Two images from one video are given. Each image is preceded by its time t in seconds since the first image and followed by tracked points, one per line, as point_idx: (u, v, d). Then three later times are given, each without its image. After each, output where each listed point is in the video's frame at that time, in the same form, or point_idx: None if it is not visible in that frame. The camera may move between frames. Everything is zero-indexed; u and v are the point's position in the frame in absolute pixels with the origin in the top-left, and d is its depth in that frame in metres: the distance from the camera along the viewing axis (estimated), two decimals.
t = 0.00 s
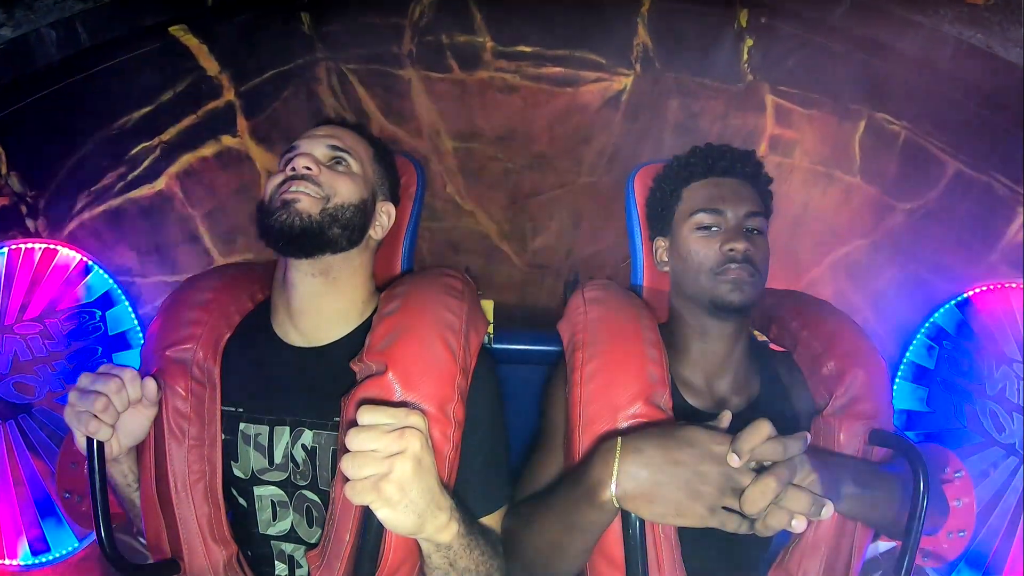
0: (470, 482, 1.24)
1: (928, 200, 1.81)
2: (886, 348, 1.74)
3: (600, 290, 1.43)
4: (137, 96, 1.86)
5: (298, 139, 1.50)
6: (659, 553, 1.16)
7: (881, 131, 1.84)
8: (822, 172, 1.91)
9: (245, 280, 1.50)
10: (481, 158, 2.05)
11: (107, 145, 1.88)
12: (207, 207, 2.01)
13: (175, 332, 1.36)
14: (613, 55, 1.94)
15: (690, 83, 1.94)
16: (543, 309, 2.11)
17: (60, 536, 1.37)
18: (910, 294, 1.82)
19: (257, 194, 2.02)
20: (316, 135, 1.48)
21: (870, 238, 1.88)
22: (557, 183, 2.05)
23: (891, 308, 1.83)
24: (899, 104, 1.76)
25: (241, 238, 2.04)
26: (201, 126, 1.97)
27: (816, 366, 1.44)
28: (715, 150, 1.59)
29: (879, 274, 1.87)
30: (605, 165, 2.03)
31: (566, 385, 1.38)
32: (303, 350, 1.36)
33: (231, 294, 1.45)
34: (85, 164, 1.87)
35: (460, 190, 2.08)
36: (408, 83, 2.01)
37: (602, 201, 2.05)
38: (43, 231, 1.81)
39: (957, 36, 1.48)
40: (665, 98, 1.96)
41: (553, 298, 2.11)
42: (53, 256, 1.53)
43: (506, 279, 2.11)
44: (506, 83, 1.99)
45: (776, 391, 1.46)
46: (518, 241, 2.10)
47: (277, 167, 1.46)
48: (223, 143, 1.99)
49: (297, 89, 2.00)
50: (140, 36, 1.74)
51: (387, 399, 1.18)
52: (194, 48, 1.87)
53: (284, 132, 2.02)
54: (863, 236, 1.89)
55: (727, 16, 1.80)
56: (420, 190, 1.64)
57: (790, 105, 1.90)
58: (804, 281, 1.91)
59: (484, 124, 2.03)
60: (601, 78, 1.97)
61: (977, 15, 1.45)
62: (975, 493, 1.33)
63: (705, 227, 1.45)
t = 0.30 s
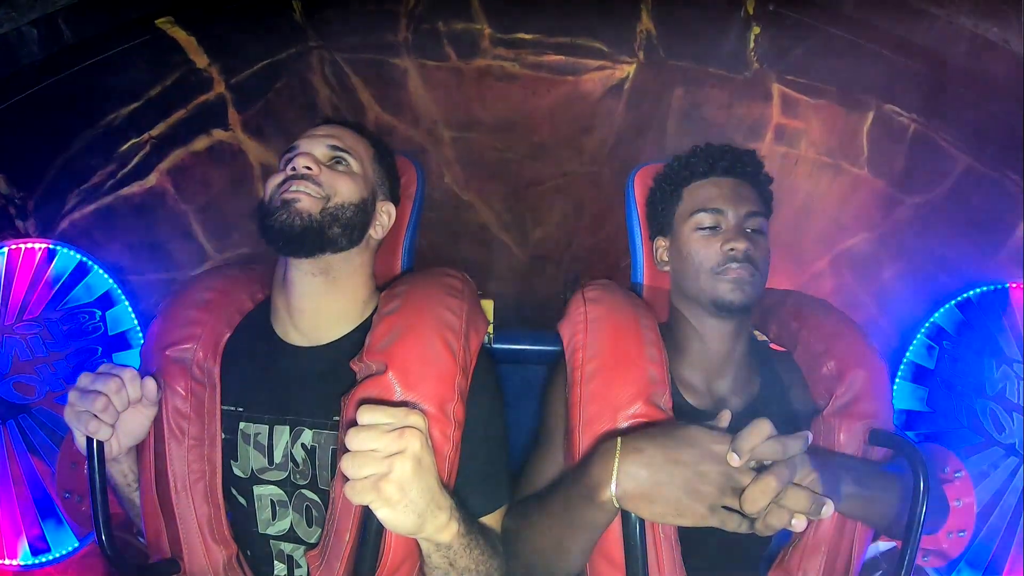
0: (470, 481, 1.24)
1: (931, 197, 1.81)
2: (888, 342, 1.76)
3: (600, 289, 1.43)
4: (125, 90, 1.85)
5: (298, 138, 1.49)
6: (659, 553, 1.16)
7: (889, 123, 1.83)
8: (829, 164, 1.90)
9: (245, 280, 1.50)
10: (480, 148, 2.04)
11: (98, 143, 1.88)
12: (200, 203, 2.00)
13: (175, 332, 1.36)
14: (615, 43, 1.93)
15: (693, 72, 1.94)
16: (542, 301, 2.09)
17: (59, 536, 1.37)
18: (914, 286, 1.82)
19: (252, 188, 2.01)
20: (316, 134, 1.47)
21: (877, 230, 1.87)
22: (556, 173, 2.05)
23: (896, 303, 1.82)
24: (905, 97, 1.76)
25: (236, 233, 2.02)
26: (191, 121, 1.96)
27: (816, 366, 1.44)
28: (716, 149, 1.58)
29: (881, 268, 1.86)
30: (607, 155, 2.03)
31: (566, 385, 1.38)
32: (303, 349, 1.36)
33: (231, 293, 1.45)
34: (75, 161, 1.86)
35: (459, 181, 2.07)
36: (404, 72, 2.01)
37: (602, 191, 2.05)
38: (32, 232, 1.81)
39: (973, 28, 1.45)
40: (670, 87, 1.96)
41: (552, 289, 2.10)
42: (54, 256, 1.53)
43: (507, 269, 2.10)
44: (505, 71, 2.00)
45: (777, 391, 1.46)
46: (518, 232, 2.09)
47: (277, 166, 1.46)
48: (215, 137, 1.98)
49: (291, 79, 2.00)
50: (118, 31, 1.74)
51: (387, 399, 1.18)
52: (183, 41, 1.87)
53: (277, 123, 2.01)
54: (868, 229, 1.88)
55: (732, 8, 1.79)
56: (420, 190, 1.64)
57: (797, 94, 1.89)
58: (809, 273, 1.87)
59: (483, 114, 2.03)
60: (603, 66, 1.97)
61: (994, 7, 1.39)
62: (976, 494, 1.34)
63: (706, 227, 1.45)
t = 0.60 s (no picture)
0: (469, 482, 1.24)
1: (932, 196, 1.80)
2: (889, 338, 1.73)
3: (601, 289, 1.43)
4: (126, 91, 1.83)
5: (298, 138, 1.49)
6: (659, 553, 1.16)
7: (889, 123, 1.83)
8: (827, 163, 1.90)
9: (245, 280, 1.50)
10: (480, 148, 2.04)
11: (97, 142, 1.85)
12: (198, 202, 2.00)
13: (175, 332, 1.37)
14: (616, 42, 1.94)
15: (692, 71, 1.94)
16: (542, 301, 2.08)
17: (60, 535, 1.38)
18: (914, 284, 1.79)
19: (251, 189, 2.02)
20: (317, 134, 1.47)
21: (875, 230, 1.87)
22: (556, 173, 2.04)
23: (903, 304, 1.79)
24: (903, 96, 1.76)
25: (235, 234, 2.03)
26: (190, 122, 1.95)
27: (816, 366, 1.44)
28: (717, 149, 1.58)
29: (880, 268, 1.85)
30: (606, 154, 2.03)
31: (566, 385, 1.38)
32: (302, 349, 1.36)
33: (231, 293, 1.45)
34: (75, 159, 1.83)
35: (459, 181, 2.07)
36: (404, 72, 2.01)
37: (602, 192, 2.05)
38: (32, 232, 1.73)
39: (973, 27, 1.52)
40: (670, 86, 1.96)
41: (553, 289, 2.09)
42: (53, 256, 1.52)
43: (506, 271, 2.10)
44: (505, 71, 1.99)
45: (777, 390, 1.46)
46: (518, 232, 2.09)
47: (278, 166, 1.46)
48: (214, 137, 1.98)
49: (291, 79, 2.01)
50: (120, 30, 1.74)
51: (387, 399, 1.17)
52: (184, 43, 1.87)
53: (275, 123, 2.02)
54: (869, 228, 1.88)
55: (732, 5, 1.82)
56: (420, 191, 1.64)
57: (795, 92, 1.89)
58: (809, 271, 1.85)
59: (483, 113, 2.02)
60: (603, 66, 1.97)
61: (995, 7, 1.47)
62: (976, 493, 1.35)
63: (706, 226, 1.45)
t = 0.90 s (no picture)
0: (469, 482, 1.24)
1: (925, 201, 1.80)
2: (889, 344, 1.75)
3: (601, 290, 1.43)
4: (135, 96, 1.80)
5: (298, 139, 1.50)
6: (659, 552, 1.16)
7: (881, 129, 1.81)
8: (822, 171, 1.89)
9: (245, 281, 1.50)
10: (480, 156, 2.03)
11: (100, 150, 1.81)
12: (205, 206, 1.97)
13: (176, 332, 1.37)
14: (612, 51, 1.92)
15: (688, 81, 1.92)
16: (543, 309, 2.11)
17: (60, 534, 1.38)
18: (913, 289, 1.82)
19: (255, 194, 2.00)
20: (316, 135, 1.48)
21: (868, 236, 1.87)
22: (556, 180, 2.04)
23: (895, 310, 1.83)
24: (900, 103, 1.75)
25: (240, 240, 2.01)
26: (197, 128, 1.92)
27: (816, 366, 1.44)
28: (716, 149, 1.59)
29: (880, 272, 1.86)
30: (605, 163, 2.02)
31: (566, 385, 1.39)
32: (303, 350, 1.36)
33: (231, 293, 1.45)
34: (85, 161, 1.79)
35: (459, 189, 2.07)
36: (406, 81, 1.99)
37: (601, 199, 2.04)
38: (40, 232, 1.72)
39: (960, 32, 1.54)
40: (666, 97, 1.95)
41: (551, 295, 2.11)
42: (54, 256, 1.53)
43: (506, 277, 2.11)
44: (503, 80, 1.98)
45: (779, 391, 1.46)
46: (517, 239, 2.10)
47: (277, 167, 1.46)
48: (220, 143, 1.96)
49: (296, 88, 1.99)
50: (136, 35, 1.73)
51: (387, 399, 1.17)
52: (191, 49, 1.84)
53: (280, 132, 2.00)
54: (863, 234, 1.87)
55: (725, 17, 1.81)
56: (420, 191, 1.63)
57: (787, 103, 1.88)
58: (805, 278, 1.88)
59: (483, 121, 2.01)
60: (602, 75, 1.95)
61: (981, 11, 1.50)
62: (977, 493, 1.38)
63: (705, 226, 1.45)
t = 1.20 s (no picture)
0: (469, 482, 1.24)
1: (919, 204, 1.77)
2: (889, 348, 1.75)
3: (601, 290, 1.44)
4: (144, 99, 1.78)
5: (298, 138, 1.50)
6: (659, 552, 1.16)
7: (874, 135, 1.79)
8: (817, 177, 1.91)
9: (246, 281, 1.50)
10: (480, 163, 2.03)
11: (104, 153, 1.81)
12: (211, 209, 1.98)
13: (176, 332, 1.37)
14: (609, 61, 1.90)
15: (687, 90, 1.91)
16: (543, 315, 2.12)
17: (60, 534, 1.38)
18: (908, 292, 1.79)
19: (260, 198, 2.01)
20: (314, 135, 1.48)
21: (864, 240, 1.87)
22: (557, 188, 2.04)
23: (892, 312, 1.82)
24: (892, 109, 1.71)
25: (244, 242, 2.03)
26: (204, 133, 1.93)
27: (816, 366, 1.45)
28: (716, 149, 1.60)
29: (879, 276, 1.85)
30: (604, 171, 2.02)
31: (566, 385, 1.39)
32: (303, 351, 1.36)
33: (231, 293, 1.45)
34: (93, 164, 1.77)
35: (460, 197, 2.07)
36: (410, 89, 2.00)
37: (600, 206, 2.04)
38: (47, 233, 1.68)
39: (949, 37, 1.45)
40: (662, 105, 1.94)
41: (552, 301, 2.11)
42: (54, 256, 1.53)
43: (506, 283, 2.12)
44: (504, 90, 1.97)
45: (779, 391, 1.46)
46: (518, 246, 2.11)
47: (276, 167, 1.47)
48: (227, 148, 1.97)
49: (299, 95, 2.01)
50: (146, 41, 1.69)
51: (388, 399, 1.17)
52: (200, 55, 1.82)
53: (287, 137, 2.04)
54: (860, 238, 1.88)
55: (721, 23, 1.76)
56: (420, 190, 1.63)
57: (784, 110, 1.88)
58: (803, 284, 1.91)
59: (483, 129, 2.01)
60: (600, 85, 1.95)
61: (969, 18, 1.43)
62: (976, 493, 1.39)
63: (706, 227, 1.45)
